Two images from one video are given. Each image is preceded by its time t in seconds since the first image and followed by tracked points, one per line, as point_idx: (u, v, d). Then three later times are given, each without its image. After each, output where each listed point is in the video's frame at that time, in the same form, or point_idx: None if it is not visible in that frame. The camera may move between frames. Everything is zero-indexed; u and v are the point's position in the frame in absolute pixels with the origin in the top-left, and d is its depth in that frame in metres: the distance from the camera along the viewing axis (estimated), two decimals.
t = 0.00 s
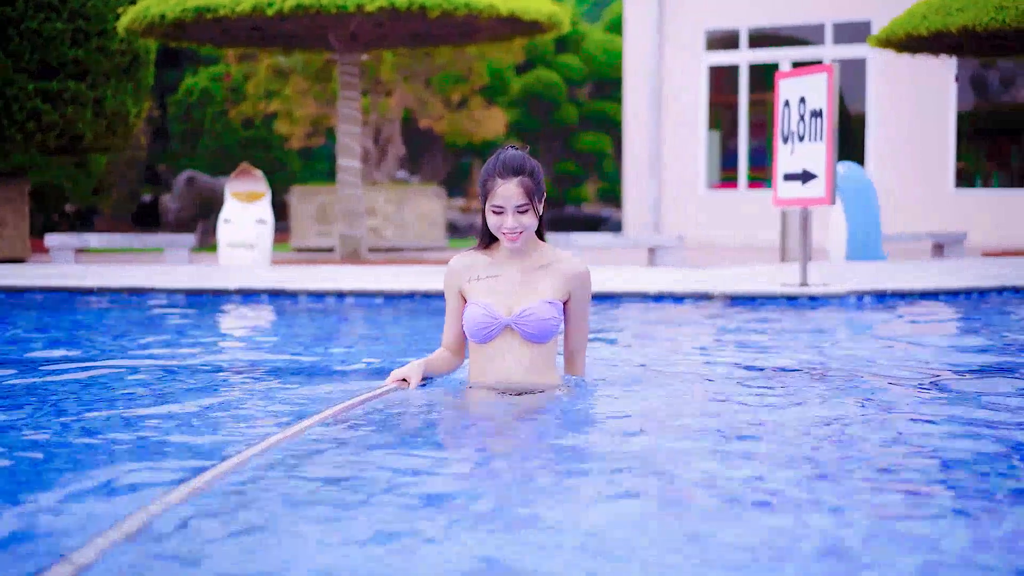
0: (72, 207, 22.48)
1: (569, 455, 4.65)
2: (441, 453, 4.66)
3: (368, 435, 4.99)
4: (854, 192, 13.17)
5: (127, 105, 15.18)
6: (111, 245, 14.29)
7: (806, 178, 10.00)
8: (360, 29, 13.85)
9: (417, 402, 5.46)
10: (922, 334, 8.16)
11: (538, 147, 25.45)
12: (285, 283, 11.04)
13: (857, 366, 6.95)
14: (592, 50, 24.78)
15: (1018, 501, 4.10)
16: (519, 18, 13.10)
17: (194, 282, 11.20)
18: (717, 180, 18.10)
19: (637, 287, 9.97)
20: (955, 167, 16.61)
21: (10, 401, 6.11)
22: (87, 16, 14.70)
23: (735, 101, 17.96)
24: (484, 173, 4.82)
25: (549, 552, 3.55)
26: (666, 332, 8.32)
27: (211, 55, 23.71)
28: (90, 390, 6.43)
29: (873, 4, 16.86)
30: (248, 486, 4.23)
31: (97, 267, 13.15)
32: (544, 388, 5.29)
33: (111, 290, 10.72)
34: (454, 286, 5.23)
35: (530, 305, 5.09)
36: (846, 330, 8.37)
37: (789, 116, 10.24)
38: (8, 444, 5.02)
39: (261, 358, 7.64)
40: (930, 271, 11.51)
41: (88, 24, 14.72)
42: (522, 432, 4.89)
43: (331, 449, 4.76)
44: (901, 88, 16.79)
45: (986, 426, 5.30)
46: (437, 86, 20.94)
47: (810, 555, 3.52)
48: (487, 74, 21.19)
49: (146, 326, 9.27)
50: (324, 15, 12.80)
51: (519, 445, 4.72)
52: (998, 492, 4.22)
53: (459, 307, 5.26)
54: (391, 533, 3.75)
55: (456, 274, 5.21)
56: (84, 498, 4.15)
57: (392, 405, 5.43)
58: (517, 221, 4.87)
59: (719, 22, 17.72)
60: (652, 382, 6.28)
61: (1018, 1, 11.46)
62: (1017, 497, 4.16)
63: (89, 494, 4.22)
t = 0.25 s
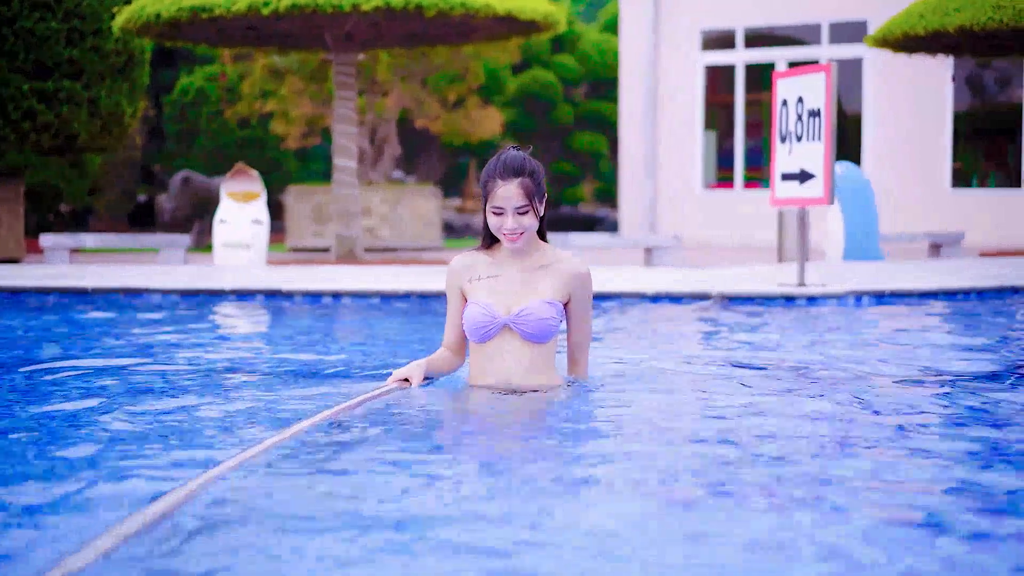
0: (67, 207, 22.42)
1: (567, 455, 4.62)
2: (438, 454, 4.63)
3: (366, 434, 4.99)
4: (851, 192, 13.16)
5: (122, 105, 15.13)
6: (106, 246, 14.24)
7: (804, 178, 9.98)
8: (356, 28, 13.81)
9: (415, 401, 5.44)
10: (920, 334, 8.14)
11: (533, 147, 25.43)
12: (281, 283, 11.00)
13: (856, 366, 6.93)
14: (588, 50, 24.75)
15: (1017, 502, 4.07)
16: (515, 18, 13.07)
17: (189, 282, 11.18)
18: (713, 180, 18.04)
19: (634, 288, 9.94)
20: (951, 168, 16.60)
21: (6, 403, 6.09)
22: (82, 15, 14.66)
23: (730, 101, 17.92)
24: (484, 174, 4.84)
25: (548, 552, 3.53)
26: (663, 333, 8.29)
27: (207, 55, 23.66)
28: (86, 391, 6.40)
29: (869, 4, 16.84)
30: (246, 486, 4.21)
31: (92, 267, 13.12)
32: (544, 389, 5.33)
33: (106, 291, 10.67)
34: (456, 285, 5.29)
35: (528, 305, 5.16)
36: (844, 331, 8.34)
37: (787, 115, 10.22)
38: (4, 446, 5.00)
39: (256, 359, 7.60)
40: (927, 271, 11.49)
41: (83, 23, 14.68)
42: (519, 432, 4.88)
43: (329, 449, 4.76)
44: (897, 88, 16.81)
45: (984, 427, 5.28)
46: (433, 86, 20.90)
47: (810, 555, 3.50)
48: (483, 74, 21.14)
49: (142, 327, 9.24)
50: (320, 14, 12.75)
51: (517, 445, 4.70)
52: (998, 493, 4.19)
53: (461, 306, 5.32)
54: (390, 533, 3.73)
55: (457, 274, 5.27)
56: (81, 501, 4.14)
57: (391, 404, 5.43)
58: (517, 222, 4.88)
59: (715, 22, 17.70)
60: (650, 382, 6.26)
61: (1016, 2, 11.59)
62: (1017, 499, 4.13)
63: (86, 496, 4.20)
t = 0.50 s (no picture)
0: (63, 207, 22.37)
1: (565, 454, 4.61)
2: (437, 453, 4.62)
3: (365, 434, 4.96)
4: (848, 192, 13.15)
5: (117, 104, 15.11)
6: (101, 246, 14.21)
7: (802, 178, 9.97)
8: (351, 28, 13.79)
9: (412, 402, 5.42)
10: (918, 335, 8.12)
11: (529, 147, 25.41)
12: (278, 284, 10.98)
13: (855, 367, 6.92)
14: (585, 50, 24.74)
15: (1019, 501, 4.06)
16: (511, 17, 13.05)
17: (186, 282, 11.16)
18: (709, 180, 18.04)
19: (632, 288, 9.93)
20: (947, 168, 16.62)
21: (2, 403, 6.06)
22: (77, 15, 14.62)
23: (726, 101, 17.91)
24: (485, 177, 4.88)
25: (550, 551, 3.51)
26: (662, 332, 8.28)
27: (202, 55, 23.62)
28: (82, 392, 6.37)
29: (865, 3, 16.83)
30: (244, 487, 4.19)
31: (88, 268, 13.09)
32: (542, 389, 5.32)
33: (101, 291, 10.64)
34: (456, 285, 5.28)
35: (526, 305, 5.15)
36: (842, 331, 8.33)
37: (785, 115, 10.21)
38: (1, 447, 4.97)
39: (252, 360, 7.58)
40: (925, 271, 11.48)
41: (78, 23, 14.64)
42: (519, 431, 4.86)
43: (328, 449, 4.74)
44: (893, 88, 16.81)
45: (984, 427, 5.26)
46: (429, 86, 20.88)
47: (813, 554, 3.49)
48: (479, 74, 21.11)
49: (138, 327, 9.21)
50: (316, 14, 12.72)
51: (516, 444, 4.69)
52: (1000, 492, 4.18)
53: (461, 306, 5.31)
54: (392, 532, 3.72)
55: (458, 274, 5.27)
56: (79, 502, 4.11)
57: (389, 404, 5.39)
58: (519, 223, 4.91)
59: (711, 21, 17.69)
60: (648, 381, 6.24)
61: (1012, 1, 11.53)
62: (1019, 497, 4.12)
63: (83, 497, 4.17)
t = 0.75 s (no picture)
0: (58, 207, 22.32)
1: (564, 454, 4.58)
2: (436, 454, 4.60)
3: (363, 435, 4.93)
4: (844, 192, 13.14)
5: (113, 104, 15.07)
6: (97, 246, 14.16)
7: (800, 178, 9.95)
8: (347, 28, 13.76)
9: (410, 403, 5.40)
10: (917, 335, 8.11)
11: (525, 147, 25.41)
12: (274, 284, 10.95)
13: (853, 367, 6.91)
14: (581, 50, 24.74)
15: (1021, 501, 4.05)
16: (508, 17, 13.03)
17: (181, 283, 11.12)
18: (706, 180, 18.04)
19: (630, 288, 9.91)
20: (943, 168, 16.64)
21: None
22: (73, 14, 14.58)
23: (723, 100, 17.90)
24: (486, 178, 4.87)
25: (550, 552, 3.51)
26: (659, 333, 8.26)
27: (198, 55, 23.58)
28: (78, 394, 6.33)
29: (862, 3, 16.82)
30: (243, 489, 4.15)
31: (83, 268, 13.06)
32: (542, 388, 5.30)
33: (97, 291, 10.61)
34: (456, 287, 5.26)
35: (526, 305, 5.14)
36: (841, 332, 8.31)
37: (783, 115, 10.20)
38: None
39: (248, 360, 7.55)
40: (922, 271, 11.47)
41: (74, 23, 14.59)
42: (519, 432, 4.84)
43: (325, 449, 4.72)
44: (889, 88, 16.78)
45: (983, 427, 5.25)
46: (425, 86, 20.86)
47: (815, 554, 3.48)
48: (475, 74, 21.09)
49: (133, 328, 9.18)
50: (312, 14, 12.69)
51: (515, 444, 4.67)
52: (1001, 492, 4.17)
53: (461, 307, 5.28)
54: (392, 533, 3.71)
55: (459, 275, 5.24)
56: (75, 504, 4.07)
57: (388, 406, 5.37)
58: (520, 224, 4.90)
59: (708, 21, 17.67)
60: (645, 381, 6.22)
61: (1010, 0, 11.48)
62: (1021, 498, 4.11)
63: (80, 499, 4.13)
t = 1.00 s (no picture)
0: (55, 207, 22.28)
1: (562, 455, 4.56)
2: (435, 455, 4.58)
3: (361, 436, 4.90)
4: (843, 192, 13.12)
5: (109, 104, 15.05)
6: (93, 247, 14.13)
7: (798, 178, 9.94)
8: (345, 28, 13.73)
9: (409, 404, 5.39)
10: (916, 335, 8.10)
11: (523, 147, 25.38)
12: (272, 285, 10.93)
13: (853, 367, 6.89)
14: (579, 51, 24.71)
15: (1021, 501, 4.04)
16: (506, 17, 13.00)
17: (179, 283, 11.10)
18: (703, 180, 18.03)
19: (628, 289, 9.89)
20: (941, 168, 16.64)
21: None
22: (69, 14, 14.55)
23: (721, 100, 17.88)
24: (487, 179, 4.85)
25: (549, 552, 3.48)
26: (658, 333, 8.25)
27: (195, 55, 23.55)
28: (73, 395, 6.28)
29: (860, 3, 16.81)
30: (240, 491, 4.11)
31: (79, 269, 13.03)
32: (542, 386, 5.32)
33: (93, 292, 10.58)
34: (457, 288, 5.27)
35: (525, 306, 5.14)
36: (840, 332, 8.30)
37: (781, 115, 10.17)
38: None
39: (245, 361, 7.53)
40: (921, 271, 11.46)
41: (71, 23, 14.57)
42: (517, 432, 4.83)
43: (324, 449, 4.70)
44: (888, 88, 16.76)
45: (983, 427, 5.24)
46: (422, 86, 20.82)
47: (815, 554, 3.46)
48: (473, 74, 21.05)
49: (130, 329, 9.15)
50: (309, 13, 12.65)
51: (514, 445, 4.65)
52: (1002, 492, 4.16)
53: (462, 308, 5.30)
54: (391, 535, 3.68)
55: (459, 276, 5.25)
56: (70, 506, 4.03)
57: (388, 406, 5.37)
58: (520, 226, 4.90)
59: (706, 21, 17.65)
60: (644, 382, 6.19)
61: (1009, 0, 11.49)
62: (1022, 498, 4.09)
63: (75, 501, 4.09)
